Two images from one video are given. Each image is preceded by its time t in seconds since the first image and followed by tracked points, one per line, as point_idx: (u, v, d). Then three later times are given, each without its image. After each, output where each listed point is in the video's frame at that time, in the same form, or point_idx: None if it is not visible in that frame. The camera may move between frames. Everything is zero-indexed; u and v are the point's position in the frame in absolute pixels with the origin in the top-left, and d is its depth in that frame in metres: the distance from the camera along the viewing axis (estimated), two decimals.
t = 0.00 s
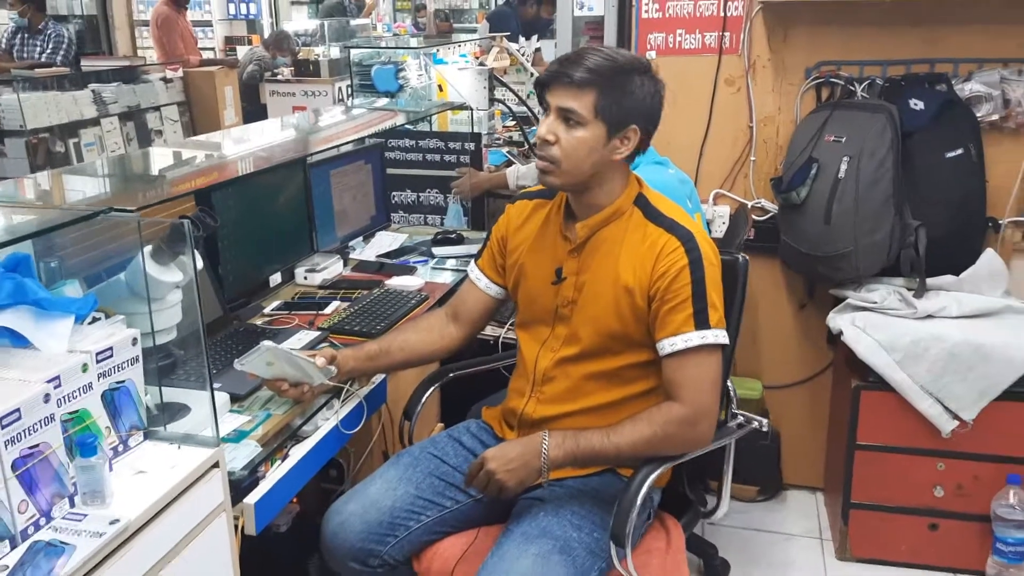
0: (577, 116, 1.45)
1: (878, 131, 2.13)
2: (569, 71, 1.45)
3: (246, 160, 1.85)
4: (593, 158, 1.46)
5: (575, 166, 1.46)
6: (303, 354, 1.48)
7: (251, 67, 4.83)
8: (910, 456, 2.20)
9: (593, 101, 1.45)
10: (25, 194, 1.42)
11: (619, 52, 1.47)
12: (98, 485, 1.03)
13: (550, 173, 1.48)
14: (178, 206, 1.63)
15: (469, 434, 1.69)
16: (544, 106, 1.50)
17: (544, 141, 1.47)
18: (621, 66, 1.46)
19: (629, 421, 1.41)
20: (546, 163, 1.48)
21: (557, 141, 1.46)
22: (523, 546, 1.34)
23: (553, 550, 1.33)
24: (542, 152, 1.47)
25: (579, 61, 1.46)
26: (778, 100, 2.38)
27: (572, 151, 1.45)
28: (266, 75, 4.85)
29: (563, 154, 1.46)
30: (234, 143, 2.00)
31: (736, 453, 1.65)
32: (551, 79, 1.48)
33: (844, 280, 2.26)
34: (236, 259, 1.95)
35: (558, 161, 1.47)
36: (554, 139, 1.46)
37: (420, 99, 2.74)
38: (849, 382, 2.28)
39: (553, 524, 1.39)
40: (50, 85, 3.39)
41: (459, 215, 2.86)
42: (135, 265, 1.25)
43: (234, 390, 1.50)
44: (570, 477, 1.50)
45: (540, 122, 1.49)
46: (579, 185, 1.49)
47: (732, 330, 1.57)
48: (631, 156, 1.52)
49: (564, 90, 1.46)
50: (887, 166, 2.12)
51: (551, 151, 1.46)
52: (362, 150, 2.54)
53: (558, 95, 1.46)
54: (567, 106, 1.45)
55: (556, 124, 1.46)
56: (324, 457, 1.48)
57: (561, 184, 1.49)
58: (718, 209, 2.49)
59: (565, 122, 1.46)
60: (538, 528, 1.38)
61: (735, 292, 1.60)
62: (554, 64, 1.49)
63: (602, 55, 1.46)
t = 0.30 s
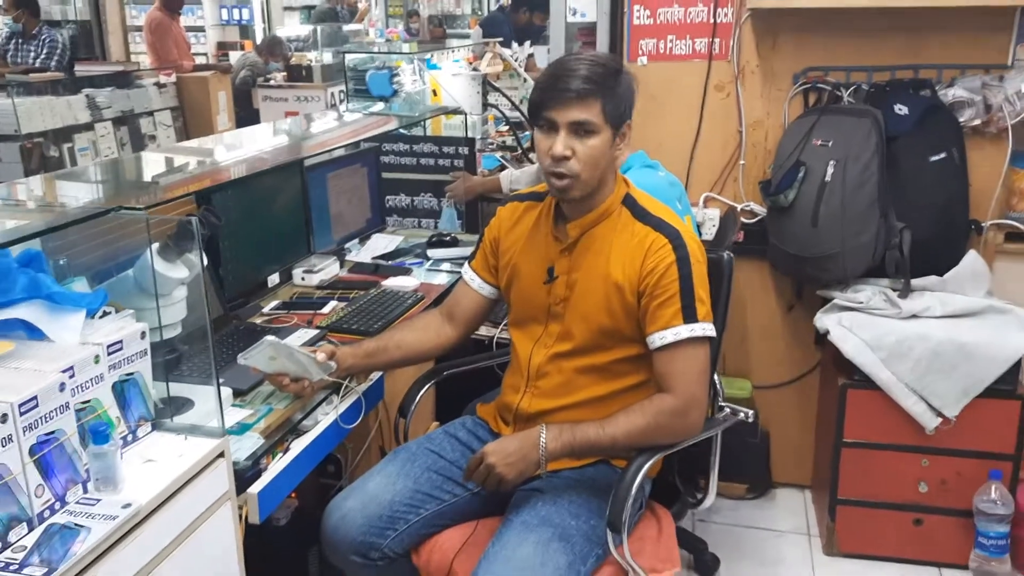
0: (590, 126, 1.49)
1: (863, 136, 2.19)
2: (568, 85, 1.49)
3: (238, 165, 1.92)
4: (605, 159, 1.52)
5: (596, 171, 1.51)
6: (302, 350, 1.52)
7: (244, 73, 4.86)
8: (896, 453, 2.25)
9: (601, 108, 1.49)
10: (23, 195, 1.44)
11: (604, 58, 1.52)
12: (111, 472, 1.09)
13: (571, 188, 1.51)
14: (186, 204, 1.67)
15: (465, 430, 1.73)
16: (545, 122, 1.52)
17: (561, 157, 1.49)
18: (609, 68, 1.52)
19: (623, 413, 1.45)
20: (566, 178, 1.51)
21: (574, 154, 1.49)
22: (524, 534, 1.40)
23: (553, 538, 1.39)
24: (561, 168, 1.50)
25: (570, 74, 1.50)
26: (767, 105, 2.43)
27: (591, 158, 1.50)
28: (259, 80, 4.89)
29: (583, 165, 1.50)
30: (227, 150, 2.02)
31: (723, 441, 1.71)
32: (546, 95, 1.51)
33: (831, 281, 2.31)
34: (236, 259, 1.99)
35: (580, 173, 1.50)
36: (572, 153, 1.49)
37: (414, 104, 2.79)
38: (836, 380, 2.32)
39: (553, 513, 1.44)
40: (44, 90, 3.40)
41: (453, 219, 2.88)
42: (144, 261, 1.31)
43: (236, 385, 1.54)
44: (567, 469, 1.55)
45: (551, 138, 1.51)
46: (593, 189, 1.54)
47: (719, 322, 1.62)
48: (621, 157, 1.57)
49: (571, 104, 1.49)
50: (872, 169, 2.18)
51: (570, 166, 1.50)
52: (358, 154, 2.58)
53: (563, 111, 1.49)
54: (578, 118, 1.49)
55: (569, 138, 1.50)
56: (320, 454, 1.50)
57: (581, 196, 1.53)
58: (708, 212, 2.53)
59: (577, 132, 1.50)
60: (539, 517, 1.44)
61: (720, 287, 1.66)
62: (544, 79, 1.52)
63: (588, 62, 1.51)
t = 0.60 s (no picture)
0: (585, 123, 1.54)
1: (849, 139, 2.25)
2: (562, 84, 1.54)
3: (231, 171, 1.82)
4: (601, 154, 1.57)
5: (595, 166, 1.57)
6: (304, 347, 1.57)
7: (236, 77, 4.91)
8: (881, 450, 2.30)
9: (594, 105, 1.55)
10: (16, 198, 1.40)
11: (591, 59, 1.58)
12: (123, 460, 1.12)
13: (572, 185, 1.56)
14: (183, 206, 1.61)
15: (463, 424, 1.77)
16: (540, 124, 1.57)
17: (561, 155, 1.54)
18: (597, 68, 1.57)
19: (616, 407, 1.50)
20: (569, 176, 1.56)
21: (573, 151, 1.54)
22: (518, 524, 1.45)
23: (547, 527, 1.44)
24: (562, 165, 1.55)
25: (562, 74, 1.55)
26: (755, 109, 2.49)
27: (587, 155, 1.55)
28: (251, 85, 4.93)
29: (582, 162, 1.55)
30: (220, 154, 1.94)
31: (714, 435, 1.77)
32: (543, 94, 1.55)
33: (819, 281, 2.36)
34: (238, 261, 2.04)
35: (580, 169, 1.55)
36: (571, 151, 1.54)
37: (409, 108, 2.80)
38: (824, 378, 2.38)
39: (548, 503, 1.49)
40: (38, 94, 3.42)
41: (447, 222, 2.94)
42: (153, 259, 1.35)
43: (241, 380, 1.59)
44: (561, 461, 1.59)
45: (548, 139, 1.56)
46: (592, 187, 1.59)
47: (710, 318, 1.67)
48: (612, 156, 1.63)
49: (565, 102, 1.54)
50: (859, 172, 2.24)
51: (570, 162, 1.55)
52: (354, 157, 2.62)
53: (557, 109, 1.54)
54: (574, 117, 1.54)
55: (566, 137, 1.55)
56: (323, 448, 1.55)
57: (581, 193, 1.57)
58: (698, 214, 2.58)
59: (573, 131, 1.55)
60: (532, 506, 1.49)
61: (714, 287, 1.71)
62: (535, 81, 1.57)
63: (576, 63, 1.57)
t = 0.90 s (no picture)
0: (579, 120, 1.56)
1: (843, 139, 2.28)
2: (557, 81, 1.56)
3: (226, 173, 1.83)
4: (596, 151, 1.60)
5: (588, 164, 1.59)
6: (306, 344, 1.62)
7: (231, 79, 4.91)
8: (874, 446, 2.33)
9: (588, 103, 1.57)
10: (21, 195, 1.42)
11: (586, 58, 1.61)
12: (131, 454, 1.20)
13: (565, 181, 1.58)
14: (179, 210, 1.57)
15: (462, 419, 1.79)
16: (536, 121, 1.59)
17: (555, 151, 1.56)
18: (593, 66, 1.60)
19: (610, 403, 1.52)
20: (562, 171, 1.57)
21: (567, 148, 1.56)
22: (512, 515, 1.47)
23: (539, 519, 1.46)
24: (556, 162, 1.57)
25: (558, 72, 1.57)
26: (750, 109, 2.51)
27: (581, 151, 1.57)
28: (246, 86, 4.93)
29: (576, 158, 1.57)
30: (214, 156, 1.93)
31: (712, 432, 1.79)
32: (537, 92, 1.58)
33: (813, 280, 2.39)
34: (238, 261, 2.05)
35: (573, 166, 1.57)
36: (565, 147, 1.56)
37: (405, 107, 2.85)
38: (818, 375, 2.40)
39: (542, 496, 1.51)
40: (32, 94, 3.40)
41: (443, 222, 2.96)
42: (158, 255, 1.40)
43: (242, 377, 1.61)
44: (557, 456, 1.61)
45: (543, 136, 1.58)
46: (586, 185, 1.61)
47: (707, 317, 1.69)
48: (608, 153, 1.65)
49: (559, 99, 1.56)
50: (853, 171, 2.26)
51: (564, 159, 1.57)
52: (351, 156, 2.63)
53: (551, 107, 1.57)
54: (567, 113, 1.56)
55: (560, 133, 1.57)
56: (327, 440, 1.58)
57: (575, 187, 1.60)
58: (693, 213, 2.61)
59: (567, 127, 1.57)
60: (526, 499, 1.51)
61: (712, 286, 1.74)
62: (532, 79, 1.60)
63: (570, 61, 1.59)
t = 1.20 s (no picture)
0: (578, 115, 1.57)
1: (839, 135, 2.28)
2: (557, 75, 1.57)
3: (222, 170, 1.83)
4: (594, 147, 1.60)
5: (586, 159, 1.59)
6: (306, 339, 1.61)
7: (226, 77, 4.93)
8: (870, 440, 2.34)
9: (588, 98, 1.58)
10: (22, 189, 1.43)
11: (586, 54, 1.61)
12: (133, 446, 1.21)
13: (563, 175, 1.59)
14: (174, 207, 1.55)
15: (461, 412, 1.80)
16: (535, 115, 1.60)
17: (553, 146, 1.57)
18: (594, 62, 1.60)
19: (604, 398, 1.52)
20: (559, 166, 1.58)
21: (565, 143, 1.57)
22: (502, 507, 1.48)
23: (530, 512, 1.47)
24: (553, 156, 1.57)
25: (559, 67, 1.58)
26: (747, 106, 2.52)
27: (579, 147, 1.58)
28: (240, 84, 4.93)
29: (573, 154, 1.57)
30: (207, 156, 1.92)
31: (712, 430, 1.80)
32: (536, 87, 1.59)
33: (809, 276, 2.40)
34: (236, 257, 2.06)
35: (571, 161, 1.58)
36: (562, 142, 1.57)
37: (401, 105, 2.82)
38: (814, 371, 2.41)
39: (533, 489, 1.52)
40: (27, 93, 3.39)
41: (439, 219, 2.95)
42: (158, 250, 1.41)
43: (242, 371, 1.63)
44: (552, 450, 1.62)
45: (542, 130, 1.59)
46: (584, 181, 1.61)
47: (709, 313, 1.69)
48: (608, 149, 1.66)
49: (557, 94, 1.57)
50: (849, 167, 2.27)
51: (561, 154, 1.57)
52: (348, 153, 2.62)
53: (550, 101, 1.58)
54: (567, 107, 1.57)
55: (558, 128, 1.57)
56: (327, 434, 1.62)
57: (572, 184, 1.60)
58: (690, 210, 2.61)
59: (566, 122, 1.58)
60: (518, 492, 1.52)
61: (713, 282, 1.74)
62: (533, 73, 1.60)
63: (571, 57, 1.60)
